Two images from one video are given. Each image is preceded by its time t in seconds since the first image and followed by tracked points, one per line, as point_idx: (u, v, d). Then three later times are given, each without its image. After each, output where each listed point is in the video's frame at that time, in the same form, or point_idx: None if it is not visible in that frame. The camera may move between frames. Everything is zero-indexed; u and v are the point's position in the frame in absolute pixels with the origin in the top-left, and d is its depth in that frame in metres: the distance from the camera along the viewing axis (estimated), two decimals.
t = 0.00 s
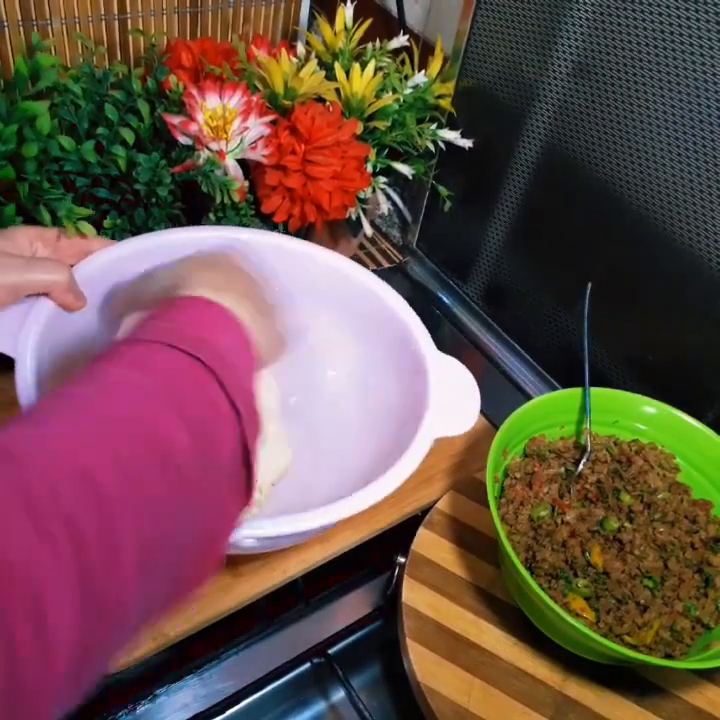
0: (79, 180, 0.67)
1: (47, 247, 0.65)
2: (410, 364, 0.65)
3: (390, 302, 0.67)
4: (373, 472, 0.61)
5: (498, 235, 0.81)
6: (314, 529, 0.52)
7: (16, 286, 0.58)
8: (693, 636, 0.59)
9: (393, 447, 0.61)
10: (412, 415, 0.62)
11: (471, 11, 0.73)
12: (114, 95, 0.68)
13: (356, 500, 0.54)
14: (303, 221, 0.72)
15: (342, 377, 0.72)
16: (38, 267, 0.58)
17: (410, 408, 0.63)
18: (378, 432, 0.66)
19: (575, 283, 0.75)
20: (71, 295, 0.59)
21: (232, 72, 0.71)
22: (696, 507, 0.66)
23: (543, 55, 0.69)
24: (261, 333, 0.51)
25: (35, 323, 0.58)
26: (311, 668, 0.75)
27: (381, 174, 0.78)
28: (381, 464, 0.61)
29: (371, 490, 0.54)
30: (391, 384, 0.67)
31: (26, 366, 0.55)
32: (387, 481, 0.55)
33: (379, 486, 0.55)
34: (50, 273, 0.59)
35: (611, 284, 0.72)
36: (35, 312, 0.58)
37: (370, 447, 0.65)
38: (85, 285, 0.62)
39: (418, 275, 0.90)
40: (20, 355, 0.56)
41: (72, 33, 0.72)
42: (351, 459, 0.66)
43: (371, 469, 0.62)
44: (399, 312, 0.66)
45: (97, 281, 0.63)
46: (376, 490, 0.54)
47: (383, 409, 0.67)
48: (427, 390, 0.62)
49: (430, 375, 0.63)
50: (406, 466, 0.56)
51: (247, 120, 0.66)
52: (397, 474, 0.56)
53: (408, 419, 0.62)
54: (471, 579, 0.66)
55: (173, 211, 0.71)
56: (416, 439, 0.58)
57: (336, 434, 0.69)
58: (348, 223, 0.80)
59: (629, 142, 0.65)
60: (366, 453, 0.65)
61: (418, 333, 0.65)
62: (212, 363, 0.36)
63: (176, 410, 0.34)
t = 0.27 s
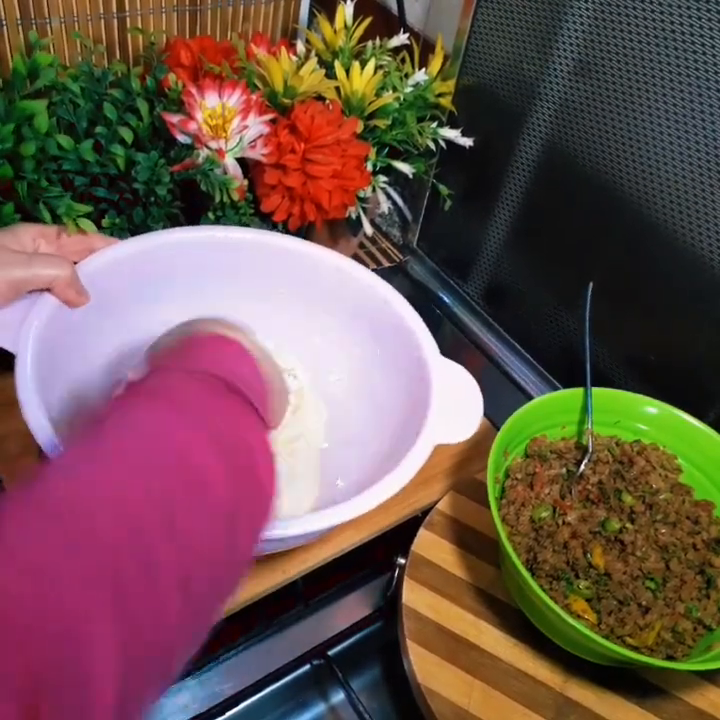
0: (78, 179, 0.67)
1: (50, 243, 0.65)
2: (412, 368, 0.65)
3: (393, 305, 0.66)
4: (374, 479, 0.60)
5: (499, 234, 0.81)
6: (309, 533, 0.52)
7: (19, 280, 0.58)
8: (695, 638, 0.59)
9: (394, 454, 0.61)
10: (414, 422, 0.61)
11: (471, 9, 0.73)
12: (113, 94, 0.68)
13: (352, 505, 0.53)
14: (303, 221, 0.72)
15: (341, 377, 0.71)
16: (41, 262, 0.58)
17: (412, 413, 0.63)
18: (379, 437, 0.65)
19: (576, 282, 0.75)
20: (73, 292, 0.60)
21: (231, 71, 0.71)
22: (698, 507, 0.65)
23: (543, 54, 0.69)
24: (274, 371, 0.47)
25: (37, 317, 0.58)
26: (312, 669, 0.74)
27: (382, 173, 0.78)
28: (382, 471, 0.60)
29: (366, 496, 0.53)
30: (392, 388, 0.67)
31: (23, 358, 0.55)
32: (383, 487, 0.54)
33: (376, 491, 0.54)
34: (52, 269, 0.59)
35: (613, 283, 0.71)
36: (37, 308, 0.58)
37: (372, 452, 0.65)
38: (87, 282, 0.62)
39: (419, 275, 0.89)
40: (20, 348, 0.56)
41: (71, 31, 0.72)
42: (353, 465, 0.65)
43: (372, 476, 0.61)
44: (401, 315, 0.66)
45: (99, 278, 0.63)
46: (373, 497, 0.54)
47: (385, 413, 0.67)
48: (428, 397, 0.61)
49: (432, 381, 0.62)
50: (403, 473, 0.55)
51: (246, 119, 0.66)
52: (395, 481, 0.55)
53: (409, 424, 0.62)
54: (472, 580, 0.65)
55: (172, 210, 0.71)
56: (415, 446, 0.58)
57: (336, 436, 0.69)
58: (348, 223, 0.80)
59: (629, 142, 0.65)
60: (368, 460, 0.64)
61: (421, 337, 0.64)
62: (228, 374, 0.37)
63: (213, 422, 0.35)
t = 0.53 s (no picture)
0: (77, 179, 0.67)
1: (49, 242, 0.64)
2: (413, 368, 0.64)
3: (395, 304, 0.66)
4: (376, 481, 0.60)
5: (498, 234, 0.81)
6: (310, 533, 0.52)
7: (19, 279, 0.58)
8: (694, 638, 0.59)
9: (396, 456, 0.61)
10: (415, 425, 0.61)
11: (471, 10, 0.73)
12: (113, 94, 0.68)
13: (352, 507, 0.53)
14: (303, 221, 0.72)
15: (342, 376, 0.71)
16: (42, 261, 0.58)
17: (413, 415, 0.62)
18: (381, 440, 0.65)
19: (576, 282, 0.75)
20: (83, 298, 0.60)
21: (231, 71, 0.71)
22: (698, 507, 0.65)
23: (543, 54, 0.69)
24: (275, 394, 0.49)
25: (39, 315, 0.58)
26: (312, 669, 0.74)
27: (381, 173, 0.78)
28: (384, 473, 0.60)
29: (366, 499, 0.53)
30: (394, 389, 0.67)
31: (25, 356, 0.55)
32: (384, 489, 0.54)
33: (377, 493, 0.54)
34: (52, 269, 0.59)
35: (613, 283, 0.71)
36: (38, 307, 0.58)
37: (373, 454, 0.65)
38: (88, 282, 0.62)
39: (419, 275, 0.89)
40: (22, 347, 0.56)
41: (71, 31, 0.72)
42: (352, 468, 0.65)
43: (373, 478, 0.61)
44: (403, 315, 0.65)
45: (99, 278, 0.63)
46: (373, 498, 0.53)
47: (388, 415, 0.66)
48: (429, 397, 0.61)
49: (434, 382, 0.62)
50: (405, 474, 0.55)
51: (246, 119, 0.66)
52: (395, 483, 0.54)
53: (411, 426, 0.62)
54: (472, 580, 0.65)
55: (172, 210, 0.71)
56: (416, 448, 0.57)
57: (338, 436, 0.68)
58: (348, 223, 0.80)
59: (629, 142, 0.65)
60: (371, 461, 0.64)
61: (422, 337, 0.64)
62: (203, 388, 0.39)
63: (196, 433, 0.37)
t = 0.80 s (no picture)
0: (77, 179, 0.67)
1: (53, 242, 0.64)
2: (410, 368, 0.65)
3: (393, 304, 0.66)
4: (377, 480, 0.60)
5: (498, 234, 0.81)
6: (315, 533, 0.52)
7: (21, 276, 0.57)
8: (695, 638, 0.59)
9: (398, 454, 0.61)
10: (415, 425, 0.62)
11: (471, 9, 0.72)
12: (112, 93, 0.67)
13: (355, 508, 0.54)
14: (303, 220, 0.72)
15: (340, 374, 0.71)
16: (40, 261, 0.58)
17: (413, 415, 0.63)
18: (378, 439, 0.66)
19: (576, 282, 0.75)
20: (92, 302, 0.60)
21: (230, 70, 0.70)
22: (698, 507, 0.65)
23: (544, 54, 0.69)
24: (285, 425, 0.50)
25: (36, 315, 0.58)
26: (312, 670, 0.74)
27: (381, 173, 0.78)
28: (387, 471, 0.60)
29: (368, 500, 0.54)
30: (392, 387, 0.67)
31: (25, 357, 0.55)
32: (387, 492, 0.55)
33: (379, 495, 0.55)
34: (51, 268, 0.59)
35: (612, 283, 0.71)
36: (39, 306, 0.58)
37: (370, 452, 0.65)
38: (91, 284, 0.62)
39: (419, 275, 0.89)
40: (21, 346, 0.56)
41: (70, 30, 0.72)
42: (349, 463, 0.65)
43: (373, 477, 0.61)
44: (403, 316, 0.65)
45: (102, 280, 0.63)
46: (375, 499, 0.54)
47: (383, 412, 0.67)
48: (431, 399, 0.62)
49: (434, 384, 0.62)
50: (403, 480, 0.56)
51: (246, 118, 0.66)
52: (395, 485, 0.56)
53: (411, 426, 0.62)
54: (472, 580, 0.65)
55: (172, 210, 0.71)
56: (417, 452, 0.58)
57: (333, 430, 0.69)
58: (348, 223, 0.80)
59: (630, 142, 0.65)
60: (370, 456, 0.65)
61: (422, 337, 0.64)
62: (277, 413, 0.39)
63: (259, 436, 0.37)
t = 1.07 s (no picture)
0: (77, 178, 0.67)
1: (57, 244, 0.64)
2: (418, 365, 0.65)
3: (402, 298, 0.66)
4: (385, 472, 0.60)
5: (499, 233, 0.80)
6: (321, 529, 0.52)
7: (34, 283, 0.58)
8: (696, 639, 0.59)
9: (406, 445, 0.60)
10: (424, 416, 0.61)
11: (471, 8, 0.72)
12: (112, 92, 0.67)
13: (365, 501, 0.53)
14: (302, 220, 0.71)
15: (348, 372, 0.71)
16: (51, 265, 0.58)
17: (421, 408, 0.62)
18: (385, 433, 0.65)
19: (577, 282, 0.75)
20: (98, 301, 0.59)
21: (230, 69, 0.70)
22: (699, 508, 0.65)
23: (545, 53, 0.68)
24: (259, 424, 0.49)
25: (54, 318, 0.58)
26: (312, 671, 0.73)
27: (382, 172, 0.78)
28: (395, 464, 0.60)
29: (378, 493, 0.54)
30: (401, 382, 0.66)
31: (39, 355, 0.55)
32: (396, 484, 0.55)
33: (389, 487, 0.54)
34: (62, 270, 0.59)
35: (614, 283, 0.71)
36: (52, 307, 0.58)
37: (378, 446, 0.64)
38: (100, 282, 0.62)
39: (419, 274, 0.89)
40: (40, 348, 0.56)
41: (69, 29, 0.71)
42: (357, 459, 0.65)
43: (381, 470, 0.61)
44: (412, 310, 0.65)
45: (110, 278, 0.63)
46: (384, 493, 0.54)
47: (391, 406, 0.66)
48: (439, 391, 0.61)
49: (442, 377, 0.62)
50: (412, 472, 0.55)
51: (245, 117, 0.65)
52: (405, 477, 0.55)
53: (418, 419, 0.62)
54: (473, 581, 0.65)
55: (172, 209, 0.71)
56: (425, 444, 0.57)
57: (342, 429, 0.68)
58: (349, 223, 0.80)
59: (631, 142, 0.65)
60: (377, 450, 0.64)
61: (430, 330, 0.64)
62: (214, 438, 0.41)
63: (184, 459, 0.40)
